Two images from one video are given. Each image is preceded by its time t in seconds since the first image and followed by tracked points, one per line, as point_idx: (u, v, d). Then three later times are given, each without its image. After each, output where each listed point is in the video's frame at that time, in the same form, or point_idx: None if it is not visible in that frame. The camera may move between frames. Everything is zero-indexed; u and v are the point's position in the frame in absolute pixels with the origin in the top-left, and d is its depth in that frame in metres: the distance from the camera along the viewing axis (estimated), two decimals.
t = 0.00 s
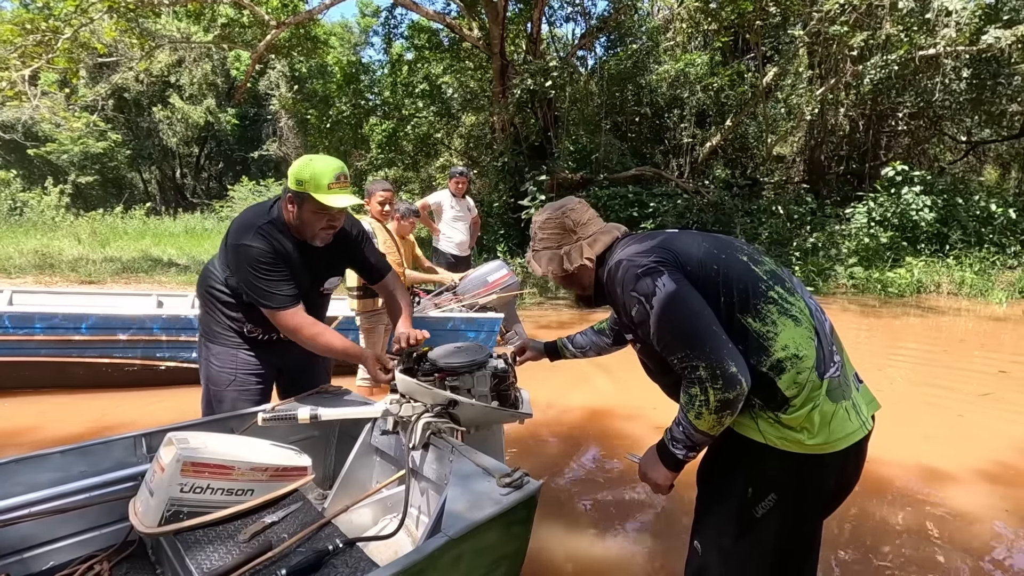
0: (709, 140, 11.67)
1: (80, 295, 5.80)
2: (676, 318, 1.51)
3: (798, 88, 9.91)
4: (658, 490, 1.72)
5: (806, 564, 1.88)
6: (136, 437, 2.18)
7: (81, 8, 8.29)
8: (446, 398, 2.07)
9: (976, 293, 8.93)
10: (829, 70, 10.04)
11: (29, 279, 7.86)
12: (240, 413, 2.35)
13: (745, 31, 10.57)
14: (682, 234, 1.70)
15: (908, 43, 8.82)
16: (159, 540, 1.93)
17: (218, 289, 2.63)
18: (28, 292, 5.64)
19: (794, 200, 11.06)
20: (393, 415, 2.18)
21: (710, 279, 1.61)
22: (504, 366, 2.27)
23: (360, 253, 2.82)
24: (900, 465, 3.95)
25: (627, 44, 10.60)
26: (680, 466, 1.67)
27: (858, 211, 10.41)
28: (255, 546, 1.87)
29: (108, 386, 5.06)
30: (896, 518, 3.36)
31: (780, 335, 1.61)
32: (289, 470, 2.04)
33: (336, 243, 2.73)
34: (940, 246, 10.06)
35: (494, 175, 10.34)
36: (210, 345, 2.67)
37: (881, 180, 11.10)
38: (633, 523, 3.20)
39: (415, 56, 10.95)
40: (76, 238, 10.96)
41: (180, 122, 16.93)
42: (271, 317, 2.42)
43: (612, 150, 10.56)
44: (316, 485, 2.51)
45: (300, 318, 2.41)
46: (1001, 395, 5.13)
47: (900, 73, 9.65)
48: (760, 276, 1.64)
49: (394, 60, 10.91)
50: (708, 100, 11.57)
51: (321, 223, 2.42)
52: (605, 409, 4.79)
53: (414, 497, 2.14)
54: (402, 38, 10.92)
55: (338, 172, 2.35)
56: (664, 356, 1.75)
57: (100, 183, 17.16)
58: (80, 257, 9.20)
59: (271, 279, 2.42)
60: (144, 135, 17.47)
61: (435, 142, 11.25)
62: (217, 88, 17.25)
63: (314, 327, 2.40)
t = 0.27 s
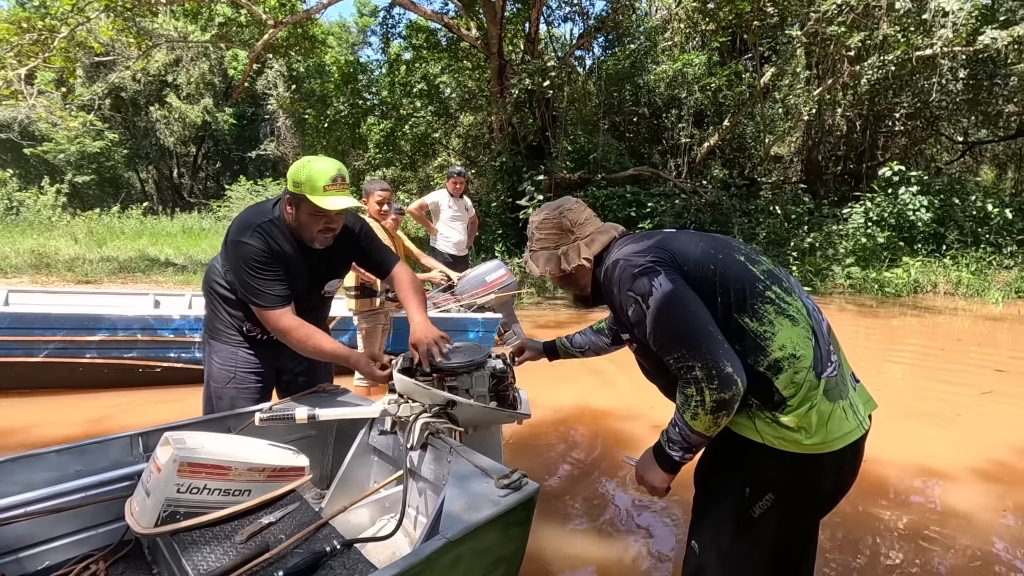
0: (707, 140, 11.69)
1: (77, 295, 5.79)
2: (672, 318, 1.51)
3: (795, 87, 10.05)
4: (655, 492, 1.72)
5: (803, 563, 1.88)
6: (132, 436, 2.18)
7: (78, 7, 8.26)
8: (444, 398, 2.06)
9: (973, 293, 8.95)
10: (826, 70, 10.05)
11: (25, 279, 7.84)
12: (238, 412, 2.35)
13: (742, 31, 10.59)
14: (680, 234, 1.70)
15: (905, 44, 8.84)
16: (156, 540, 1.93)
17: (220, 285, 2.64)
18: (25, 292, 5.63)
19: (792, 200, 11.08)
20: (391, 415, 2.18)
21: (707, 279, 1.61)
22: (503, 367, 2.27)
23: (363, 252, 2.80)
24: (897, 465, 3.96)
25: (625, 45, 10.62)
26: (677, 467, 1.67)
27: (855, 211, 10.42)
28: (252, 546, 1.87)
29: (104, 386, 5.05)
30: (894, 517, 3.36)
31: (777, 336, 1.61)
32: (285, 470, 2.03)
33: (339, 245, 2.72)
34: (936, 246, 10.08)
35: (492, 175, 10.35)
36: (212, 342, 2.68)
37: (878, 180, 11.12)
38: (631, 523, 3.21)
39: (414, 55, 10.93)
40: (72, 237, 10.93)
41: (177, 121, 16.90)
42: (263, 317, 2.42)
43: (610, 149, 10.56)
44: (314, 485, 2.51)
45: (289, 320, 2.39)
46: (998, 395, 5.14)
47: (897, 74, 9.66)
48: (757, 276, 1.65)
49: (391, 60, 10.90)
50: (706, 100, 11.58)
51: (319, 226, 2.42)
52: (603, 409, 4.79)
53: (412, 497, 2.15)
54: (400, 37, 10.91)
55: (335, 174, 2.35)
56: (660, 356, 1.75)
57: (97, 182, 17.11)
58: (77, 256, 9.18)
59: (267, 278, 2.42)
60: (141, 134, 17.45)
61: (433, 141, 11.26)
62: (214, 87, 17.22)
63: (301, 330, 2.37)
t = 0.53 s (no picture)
0: (705, 140, 11.72)
1: (74, 295, 5.78)
2: (670, 318, 1.51)
3: (793, 88, 10.21)
4: (653, 493, 1.72)
5: (802, 564, 1.88)
6: (129, 436, 2.18)
7: (75, 6, 8.25)
8: (441, 398, 2.06)
9: (969, 293, 8.97)
10: (823, 70, 10.08)
11: (22, 279, 7.82)
12: (235, 411, 2.35)
13: (740, 31, 10.60)
14: (677, 234, 1.70)
15: (902, 44, 8.84)
16: (152, 540, 1.93)
17: (213, 290, 2.64)
18: (22, 292, 5.62)
19: (789, 200, 11.09)
20: (387, 415, 2.18)
21: (704, 278, 1.61)
22: (499, 366, 2.26)
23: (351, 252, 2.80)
24: (894, 464, 3.97)
25: (623, 45, 10.69)
26: (676, 468, 1.67)
27: (852, 211, 10.44)
28: (249, 546, 1.87)
29: (102, 386, 5.05)
30: (890, 516, 3.37)
31: (774, 335, 1.62)
32: (283, 470, 2.03)
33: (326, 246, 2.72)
34: (933, 246, 10.10)
35: (490, 174, 10.36)
36: (209, 346, 2.67)
37: (876, 180, 11.14)
38: (629, 522, 3.21)
39: (411, 55, 10.91)
40: (70, 237, 10.90)
41: (174, 121, 16.87)
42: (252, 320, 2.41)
43: (608, 149, 10.58)
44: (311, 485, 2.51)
45: (283, 323, 2.40)
46: (994, 395, 5.15)
47: (894, 74, 9.68)
48: (754, 276, 1.65)
49: (389, 60, 10.90)
50: (704, 100, 11.61)
51: (302, 228, 2.42)
52: (601, 409, 4.79)
53: (410, 496, 2.15)
54: (398, 37, 10.91)
55: (313, 176, 2.34)
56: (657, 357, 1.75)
57: (95, 181, 17.15)
58: (74, 256, 9.16)
59: (258, 283, 2.41)
60: (139, 134, 17.42)
61: (431, 141, 11.25)
62: (212, 87, 17.21)
63: (296, 333, 2.37)
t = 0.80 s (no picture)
0: (704, 139, 11.72)
1: (72, 295, 5.77)
2: (668, 319, 1.51)
3: (791, 88, 10.27)
4: (651, 493, 1.72)
5: (801, 564, 1.88)
6: (127, 437, 2.17)
7: (73, 5, 8.23)
8: (437, 397, 2.08)
9: (967, 292, 8.98)
10: (822, 70, 10.10)
11: (19, 279, 7.81)
12: (232, 412, 2.35)
13: (739, 31, 10.61)
14: (676, 234, 1.70)
15: (901, 44, 8.84)
16: (149, 540, 1.92)
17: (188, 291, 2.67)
18: (19, 292, 5.61)
19: (788, 200, 11.10)
20: (384, 414, 2.18)
21: (702, 279, 1.61)
22: (495, 364, 2.26)
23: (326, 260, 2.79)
24: (891, 463, 3.97)
25: (622, 44, 10.72)
26: (674, 467, 1.67)
27: (850, 211, 10.45)
28: (246, 545, 1.87)
29: (100, 386, 5.04)
30: (886, 515, 3.38)
31: (773, 335, 1.62)
32: (279, 469, 2.03)
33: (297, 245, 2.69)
34: (931, 245, 10.11)
35: (489, 174, 10.35)
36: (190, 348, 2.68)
37: (874, 180, 11.15)
38: (627, 522, 3.21)
39: (410, 54, 10.89)
40: (68, 237, 10.88)
41: (173, 120, 16.86)
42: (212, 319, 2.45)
43: (607, 149, 10.59)
44: (308, 485, 2.51)
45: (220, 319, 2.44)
46: (992, 394, 5.16)
47: (893, 74, 9.68)
48: (754, 276, 1.65)
49: (388, 60, 10.88)
50: (703, 100, 11.61)
51: (267, 230, 2.42)
52: (599, 409, 4.80)
53: (406, 496, 2.14)
54: (397, 36, 10.90)
55: (285, 176, 2.33)
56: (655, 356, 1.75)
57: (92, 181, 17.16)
58: (72, 256, 9.14)
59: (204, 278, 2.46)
60: (137, 133, 17.41)
61: (430, 140, 11.25)
62: (210, 86, 17.19)
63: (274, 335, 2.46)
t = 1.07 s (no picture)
0: (703, 139, 11.72)
1: (72, 294, 5.78)
2: (671, 318, 1.51)
3: (791, 87, 10.29)
4: (653, 493, 1.71)
5: (802, 564, 1.88)
6: (126, 439, 2.17)
7: (72, 5, 8.22)
8: (435, 395, 2.08)
9: (967, 292, 8.99)
10: (822, 70, 10.11)
11: (18, 278, 7.80)
12: (231, 414, 2.34)
13: (739, 31, 10.61)
14: (677, 234, 1.70)
15: (901, 44, 8.84)
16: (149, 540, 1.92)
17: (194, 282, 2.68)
18: (19, 292, 5.61)
19: (788, 199, 11.10)
20: (383, 413, 2.19)
21: (704, 278, 1.61)
22: (493, 363, 2.26)
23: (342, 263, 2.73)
24: (890, 463, 3.97)
25: (622, 44, 10.71)
26: (676, 467, 1.67)
27: (850, 211, 10.45)
28: (245, 544, 1.87)
29: (99, 385, 5.03)
30: (886, 514, 3.38)
31: (776, 335, 1.62)
32: (278, 469, 2.03)
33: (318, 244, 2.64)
34: (931, 245, 10.11)
35: (489, 173, 10.35)
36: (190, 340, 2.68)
37: (874, 179, 11.15)
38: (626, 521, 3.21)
39: (409, 53, 10.88)
40: (67, 236, 10.87)
41: (172, 119, 16.86)
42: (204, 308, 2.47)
43: (607, 148, 10.60)
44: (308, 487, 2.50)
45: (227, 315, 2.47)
46: (992, 394, 5.16)
47: (893, 73, 9.68)
48: (756, 275, 1.65)
49: (388, 59, 10.88)
50: (703, 100, 11.62)
51: (297, 221, 2.41)
52: (599, 409, 4.79)
53: (405, 495, 2.14)
54: (397, 35, 10.89)
55: (324, 172, 2.34)
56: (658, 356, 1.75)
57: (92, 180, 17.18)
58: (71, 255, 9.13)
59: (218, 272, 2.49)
60: (137, 133, 17.41)
61: (429, 140, 11.23)
62: (210, 86, 17.18)
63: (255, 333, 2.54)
